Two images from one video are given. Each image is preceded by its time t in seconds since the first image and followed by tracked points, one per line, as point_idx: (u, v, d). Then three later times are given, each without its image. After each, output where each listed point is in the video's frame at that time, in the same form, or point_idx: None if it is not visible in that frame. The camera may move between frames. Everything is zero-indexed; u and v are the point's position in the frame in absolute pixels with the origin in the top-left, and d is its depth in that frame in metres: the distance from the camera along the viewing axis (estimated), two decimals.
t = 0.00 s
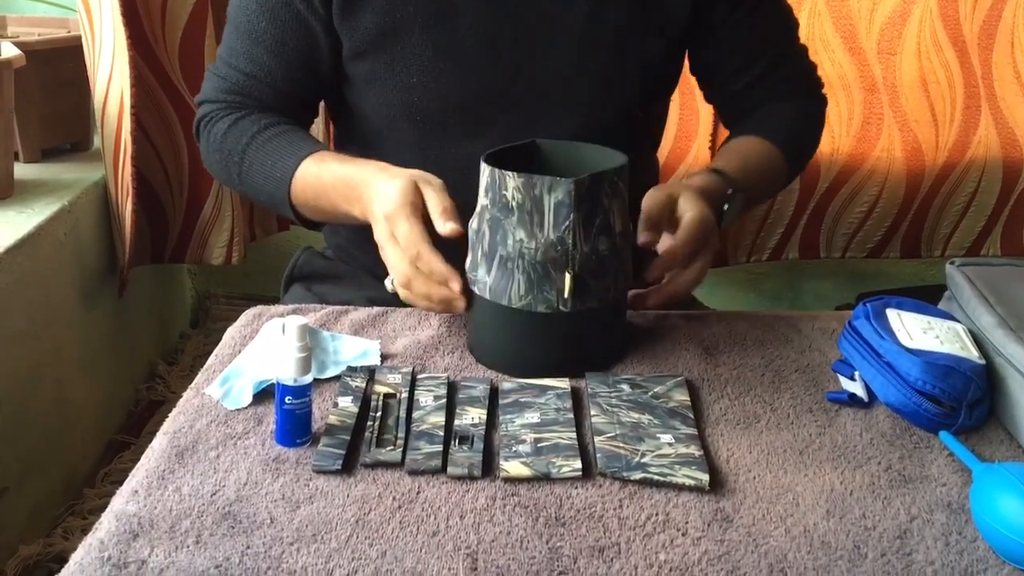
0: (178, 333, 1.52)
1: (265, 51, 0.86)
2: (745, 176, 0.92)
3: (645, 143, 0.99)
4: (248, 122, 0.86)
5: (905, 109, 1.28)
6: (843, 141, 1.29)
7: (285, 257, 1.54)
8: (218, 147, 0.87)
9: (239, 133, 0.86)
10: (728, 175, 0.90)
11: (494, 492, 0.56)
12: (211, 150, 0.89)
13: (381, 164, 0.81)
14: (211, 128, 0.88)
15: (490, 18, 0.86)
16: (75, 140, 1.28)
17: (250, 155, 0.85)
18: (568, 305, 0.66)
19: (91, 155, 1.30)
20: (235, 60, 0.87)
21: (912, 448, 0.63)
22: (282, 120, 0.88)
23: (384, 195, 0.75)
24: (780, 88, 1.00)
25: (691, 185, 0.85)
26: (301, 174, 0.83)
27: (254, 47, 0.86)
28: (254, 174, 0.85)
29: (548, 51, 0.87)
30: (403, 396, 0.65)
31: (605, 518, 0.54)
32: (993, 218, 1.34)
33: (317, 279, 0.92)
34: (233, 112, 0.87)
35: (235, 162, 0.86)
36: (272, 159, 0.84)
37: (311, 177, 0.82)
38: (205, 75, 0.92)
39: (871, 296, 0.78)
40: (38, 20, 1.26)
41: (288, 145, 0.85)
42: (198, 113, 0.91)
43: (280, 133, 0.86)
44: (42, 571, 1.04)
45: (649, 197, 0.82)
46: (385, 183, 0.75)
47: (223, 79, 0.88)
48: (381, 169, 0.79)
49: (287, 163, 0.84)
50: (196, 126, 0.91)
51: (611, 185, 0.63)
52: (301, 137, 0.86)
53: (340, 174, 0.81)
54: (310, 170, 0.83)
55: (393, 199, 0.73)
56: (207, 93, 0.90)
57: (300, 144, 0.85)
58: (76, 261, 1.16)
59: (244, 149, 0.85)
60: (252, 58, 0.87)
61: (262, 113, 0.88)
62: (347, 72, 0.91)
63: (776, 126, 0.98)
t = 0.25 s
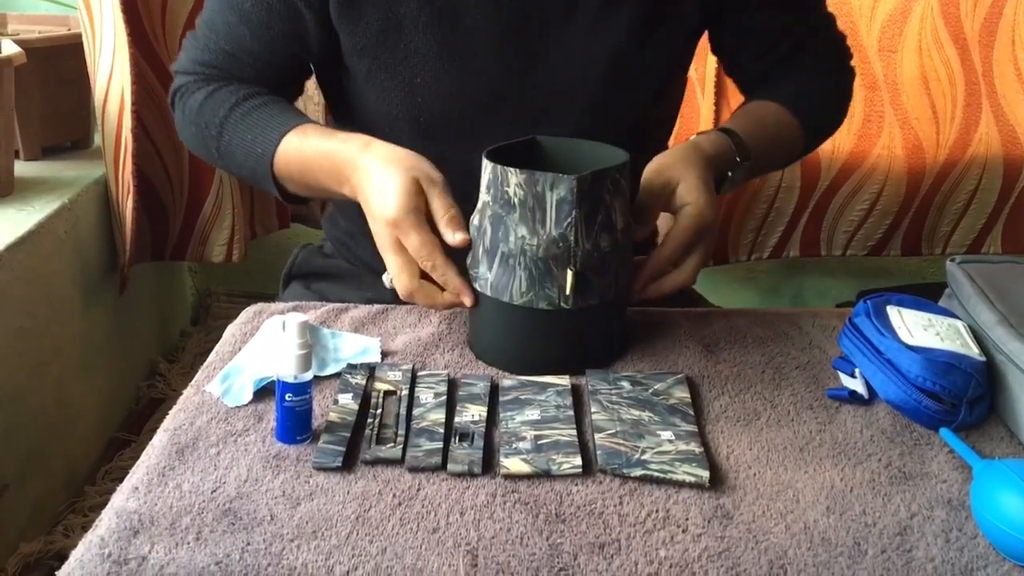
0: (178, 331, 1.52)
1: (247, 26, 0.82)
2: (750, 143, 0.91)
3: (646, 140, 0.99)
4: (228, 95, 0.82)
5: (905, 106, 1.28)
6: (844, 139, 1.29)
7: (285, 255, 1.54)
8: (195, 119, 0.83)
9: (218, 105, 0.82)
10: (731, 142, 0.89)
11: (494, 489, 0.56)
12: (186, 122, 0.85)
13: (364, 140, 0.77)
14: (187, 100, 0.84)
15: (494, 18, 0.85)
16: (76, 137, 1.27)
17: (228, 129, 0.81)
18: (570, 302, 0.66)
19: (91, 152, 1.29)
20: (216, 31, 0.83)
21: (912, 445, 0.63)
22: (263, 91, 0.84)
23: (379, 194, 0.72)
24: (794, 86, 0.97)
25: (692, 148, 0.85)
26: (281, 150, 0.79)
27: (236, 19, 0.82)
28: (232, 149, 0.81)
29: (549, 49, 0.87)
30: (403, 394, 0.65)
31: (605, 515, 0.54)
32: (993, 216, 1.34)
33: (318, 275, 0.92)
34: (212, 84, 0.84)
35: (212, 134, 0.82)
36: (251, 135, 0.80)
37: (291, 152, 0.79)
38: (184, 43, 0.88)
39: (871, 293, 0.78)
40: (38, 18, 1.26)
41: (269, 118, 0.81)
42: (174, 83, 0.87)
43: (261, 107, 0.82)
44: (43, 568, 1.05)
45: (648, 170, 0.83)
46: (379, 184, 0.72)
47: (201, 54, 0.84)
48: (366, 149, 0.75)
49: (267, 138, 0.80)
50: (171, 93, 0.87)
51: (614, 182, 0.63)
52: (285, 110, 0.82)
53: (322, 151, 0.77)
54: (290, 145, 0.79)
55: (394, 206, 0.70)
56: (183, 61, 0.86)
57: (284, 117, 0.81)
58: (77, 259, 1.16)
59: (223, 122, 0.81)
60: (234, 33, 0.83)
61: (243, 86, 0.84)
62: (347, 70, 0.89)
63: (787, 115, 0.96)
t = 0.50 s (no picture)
0: (178, 329, 1.52)
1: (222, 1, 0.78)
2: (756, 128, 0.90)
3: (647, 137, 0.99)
4: (200, 62, 0.80)
5: (906, 104, 1.29)
6: (845, 137, 1.30)
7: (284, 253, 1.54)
8: (163, 80, 0.81)
9: (190, 71, 0.80)
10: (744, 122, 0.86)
11: (494, 486, 0.56)
12: (153, 79, 0.83)
13: (344, 135, 0.75)
14: (153, 60, 0.82)
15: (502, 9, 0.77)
16: (76, 135, 1.27)
17: (199, 99, 0.80)
18: (571, 288, 0.66)
19: (91, 150, 1.29)
20: None
21: (913, 442, 0.63)
22: (234, 54, 0.82)
23: (359, 205, 0.71)
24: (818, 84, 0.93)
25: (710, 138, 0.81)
26: (260, 136, 0.78)
27: None
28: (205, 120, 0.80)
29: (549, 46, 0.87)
30: (404, 391, 0.65)
31: (606, 511, 0.54)
32: (994, 214, 1.34)
33: (317, 274, 0.92)
34: (180, 44, 0.81)
35: (184, 100, 0.81)
36: (224, 113, 0.79)
37: (269, 139, 0.77)
38: None
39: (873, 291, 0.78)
40: (38, 16, 1.26)
41: (243, 92, 0.79)
42: (139, 31, 0.83)
43: (233, 76, 0.80)
44: (44, 566, 1.05)
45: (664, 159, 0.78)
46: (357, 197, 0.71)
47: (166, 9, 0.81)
48: (345, 150, 0.74)
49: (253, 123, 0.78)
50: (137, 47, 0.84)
51: (610, 166, 0.64)
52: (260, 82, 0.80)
53: (302, 145, 0.76)
54: (269, 131, 0.77)
55: (372, 225, 0.70)
56: (147, 13, 0.83)
57: (262, 95, 0.79)
58: (77, 257, 1.16)
59: (193, 90, 0.80)
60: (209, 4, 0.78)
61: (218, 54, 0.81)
62: (343, 63, 0.84)
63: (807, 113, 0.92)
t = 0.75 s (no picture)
0: (178, 328, 1.52)
1: None
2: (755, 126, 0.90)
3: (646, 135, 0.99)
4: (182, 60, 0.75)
5: (906, 102, 1.29)
6: (845, 135, 1.30)
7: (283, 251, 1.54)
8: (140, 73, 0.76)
9: (169, 67, 0.75)
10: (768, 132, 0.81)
11: (493, 485, 0.56)
12: (131, 72, 0.77)
13: (332, 152, 0.72)
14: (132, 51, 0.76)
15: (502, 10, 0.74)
16: (75, 134, 1.27)
17: (182, 100, 0.75)
18: (570, 288, 0.67)
19: (90, 148, 1.29)
20: None
21: (913, 440, 0.63)
22: (217, 50, 0.76)
23: (349, 233, 0.69)
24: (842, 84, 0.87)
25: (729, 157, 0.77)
26: (243, 143, 0.74)
27: None
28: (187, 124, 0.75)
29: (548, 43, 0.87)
30: (403, 389, 0.65)
31: (605, 510, 0.54)
32: (993, 213, 1.34)
33: (313, 272, 0.91)
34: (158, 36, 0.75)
35: (163, 98, 0.76)
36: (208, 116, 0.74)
37: (253, 148, 0.74)
38: None
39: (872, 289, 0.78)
40: (37, 15, 1.25)
41: (227, 96, 0.74)
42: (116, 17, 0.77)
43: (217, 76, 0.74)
44: (43, 564, 1.05)
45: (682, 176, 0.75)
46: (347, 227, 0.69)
47: None
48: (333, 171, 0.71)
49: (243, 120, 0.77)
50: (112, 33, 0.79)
51: (609, 167, 0.64)
52: (245, 84, 0.75)
53: (288, 160, 0.73)
54: (253, 140, 0.73)
55: (364, 256, 0.68)
56: None
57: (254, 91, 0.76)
58: (76, 256, 1.16)
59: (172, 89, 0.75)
60: None
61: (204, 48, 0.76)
62: (337, 62, 0.81)
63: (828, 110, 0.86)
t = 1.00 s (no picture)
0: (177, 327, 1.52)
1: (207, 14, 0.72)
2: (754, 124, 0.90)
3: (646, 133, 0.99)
4: (174, 76, 0.74)
5: (905, 100, 1.29)
6: (844, 133, 1.29)
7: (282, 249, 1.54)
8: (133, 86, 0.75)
9: (164, 84, 0.74)
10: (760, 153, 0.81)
11: (492, 484, 0.56)
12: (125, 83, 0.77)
13: (332, 178, 0.72)
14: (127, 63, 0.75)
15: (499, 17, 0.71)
16: (73, 132, 1.27)
17: (176, 118, 0.74)
18: (568, 299, 0.66)
19: (88, 148, 1.29)
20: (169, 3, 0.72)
21: (912, 438, 0.63)
22: (212, 66, 0.75)
23: (354, 255, 0.69)
24: (842, 85, 0.86)
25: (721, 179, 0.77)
26: (241, 165, 0.74)
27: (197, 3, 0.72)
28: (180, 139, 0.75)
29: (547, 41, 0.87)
30: (400, 388, 0.65)
31: (604, 509, 0.54)
32: (993, 211, 1.34)
33: (311, 271, 0.90)
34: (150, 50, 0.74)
35: (158, 114, 0.75)
36: (204, 136, 0.74)
37: (252, 169, 0.74)
38: None
39: (872, 287, 0.77)
40: (35, 13, 1.25)
41: (223, 116, 0.73)
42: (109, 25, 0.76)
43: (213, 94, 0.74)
44: (41, 563, 1.05)
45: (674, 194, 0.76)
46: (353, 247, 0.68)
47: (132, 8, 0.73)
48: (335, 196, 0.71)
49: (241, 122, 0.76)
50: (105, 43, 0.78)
51: (609, 178, 0.64)
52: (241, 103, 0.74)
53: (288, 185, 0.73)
54: (251, 161, 0.73)
55: (374, 276, 0.68)
56: (112, 9, 0.75)
57: (252, 88, 0.76)
58: (74, 255, 1.15)
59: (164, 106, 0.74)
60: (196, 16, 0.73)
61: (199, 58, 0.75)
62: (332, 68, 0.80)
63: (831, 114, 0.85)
